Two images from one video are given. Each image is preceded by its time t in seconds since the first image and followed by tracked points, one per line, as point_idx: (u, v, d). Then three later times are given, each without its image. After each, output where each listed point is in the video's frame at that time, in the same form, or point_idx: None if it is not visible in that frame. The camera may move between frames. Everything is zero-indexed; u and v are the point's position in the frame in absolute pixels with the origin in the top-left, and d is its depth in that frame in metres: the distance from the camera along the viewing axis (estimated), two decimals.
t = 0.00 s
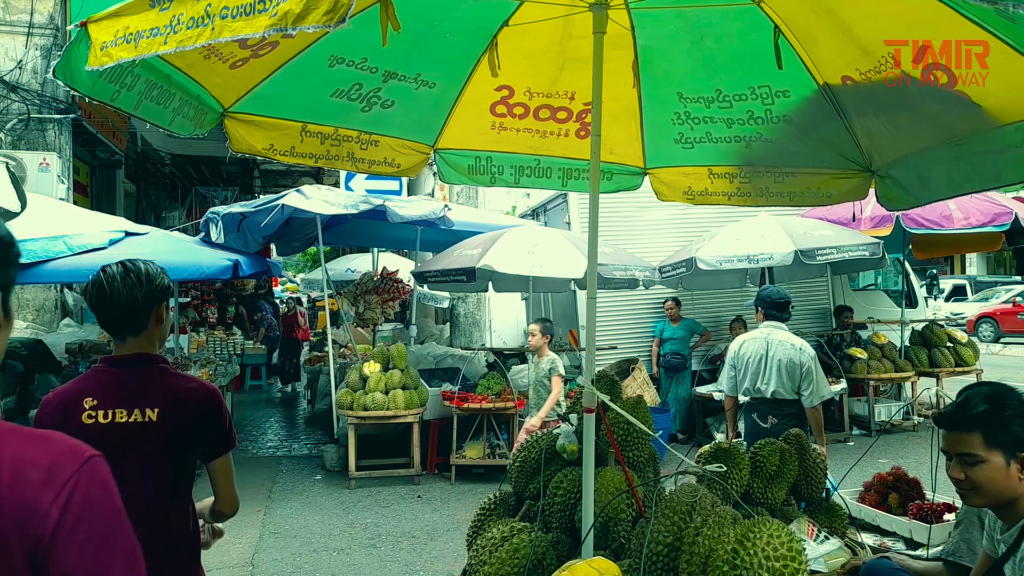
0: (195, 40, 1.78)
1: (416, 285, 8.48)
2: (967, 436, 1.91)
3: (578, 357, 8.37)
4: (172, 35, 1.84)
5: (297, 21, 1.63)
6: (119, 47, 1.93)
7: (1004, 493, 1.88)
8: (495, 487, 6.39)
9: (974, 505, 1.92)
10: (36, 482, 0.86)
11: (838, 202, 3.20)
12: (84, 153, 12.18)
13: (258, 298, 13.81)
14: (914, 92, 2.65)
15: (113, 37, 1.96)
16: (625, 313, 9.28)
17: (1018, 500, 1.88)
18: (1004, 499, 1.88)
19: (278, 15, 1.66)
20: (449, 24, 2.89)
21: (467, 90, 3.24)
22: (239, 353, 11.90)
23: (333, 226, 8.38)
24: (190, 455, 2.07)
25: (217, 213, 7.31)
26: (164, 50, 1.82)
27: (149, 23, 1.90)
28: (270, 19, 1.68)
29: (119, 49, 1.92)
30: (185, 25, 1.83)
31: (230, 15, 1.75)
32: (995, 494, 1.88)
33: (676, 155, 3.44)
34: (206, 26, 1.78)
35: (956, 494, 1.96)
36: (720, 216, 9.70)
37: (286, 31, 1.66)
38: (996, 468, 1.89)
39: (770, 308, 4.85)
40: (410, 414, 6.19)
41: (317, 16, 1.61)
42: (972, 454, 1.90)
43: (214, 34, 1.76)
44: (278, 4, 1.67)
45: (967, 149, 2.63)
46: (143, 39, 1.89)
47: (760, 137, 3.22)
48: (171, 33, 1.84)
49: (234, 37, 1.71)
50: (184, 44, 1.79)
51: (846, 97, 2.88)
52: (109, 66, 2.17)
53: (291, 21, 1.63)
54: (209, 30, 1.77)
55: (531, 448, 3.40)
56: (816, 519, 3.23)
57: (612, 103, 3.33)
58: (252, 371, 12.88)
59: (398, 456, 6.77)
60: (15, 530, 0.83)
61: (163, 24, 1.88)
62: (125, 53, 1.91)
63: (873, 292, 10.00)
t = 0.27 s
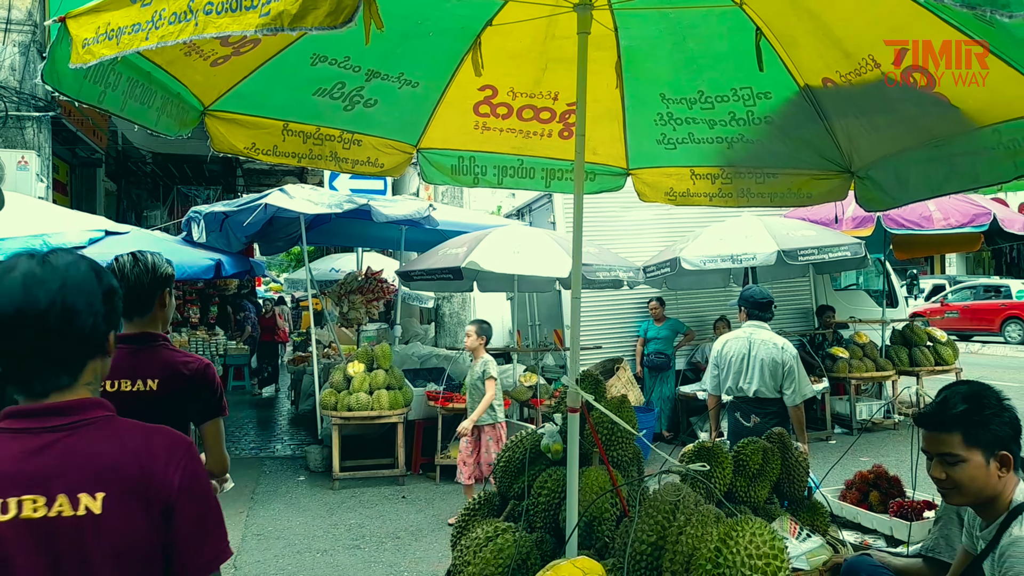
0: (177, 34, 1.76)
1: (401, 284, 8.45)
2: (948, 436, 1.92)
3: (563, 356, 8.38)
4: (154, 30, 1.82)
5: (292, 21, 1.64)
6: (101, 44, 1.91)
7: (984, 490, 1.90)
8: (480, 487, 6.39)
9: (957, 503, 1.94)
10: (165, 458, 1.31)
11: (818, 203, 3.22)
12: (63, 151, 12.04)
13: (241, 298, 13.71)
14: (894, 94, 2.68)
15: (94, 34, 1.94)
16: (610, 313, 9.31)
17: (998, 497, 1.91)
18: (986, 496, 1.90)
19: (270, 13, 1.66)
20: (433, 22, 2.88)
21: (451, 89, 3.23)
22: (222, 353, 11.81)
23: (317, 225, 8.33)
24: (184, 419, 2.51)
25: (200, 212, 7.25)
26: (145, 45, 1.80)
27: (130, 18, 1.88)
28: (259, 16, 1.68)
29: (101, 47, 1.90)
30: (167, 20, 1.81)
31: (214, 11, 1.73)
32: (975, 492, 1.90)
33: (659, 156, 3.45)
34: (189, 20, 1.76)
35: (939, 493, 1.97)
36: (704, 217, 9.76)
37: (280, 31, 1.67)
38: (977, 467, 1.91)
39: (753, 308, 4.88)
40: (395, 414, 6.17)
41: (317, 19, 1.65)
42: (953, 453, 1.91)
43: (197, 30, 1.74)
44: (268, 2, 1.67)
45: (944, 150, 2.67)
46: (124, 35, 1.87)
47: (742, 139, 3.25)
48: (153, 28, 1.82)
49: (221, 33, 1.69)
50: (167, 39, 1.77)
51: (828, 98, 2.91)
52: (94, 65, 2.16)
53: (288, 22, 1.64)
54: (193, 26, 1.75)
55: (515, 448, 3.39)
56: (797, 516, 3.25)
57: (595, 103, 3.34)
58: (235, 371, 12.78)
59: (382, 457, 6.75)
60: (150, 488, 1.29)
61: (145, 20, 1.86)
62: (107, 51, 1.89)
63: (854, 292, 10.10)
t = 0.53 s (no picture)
0: (172, 36, 1.77)
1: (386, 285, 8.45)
2: (921, 439, 1.90)
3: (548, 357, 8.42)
4: (145, 30, 1.83)
5: (291, 22, 1.63)
6: (88, 44, 1.92)
7: (959, 490, 1.91)
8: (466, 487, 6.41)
9: (933, 503, 1.94)
10: (215, 407, 1.74)
11: (797, 205, 3.26)
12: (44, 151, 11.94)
13: (225, 298, 13.64)
14: (874, 97, 2.73)
15: (79, 33, 1.94)
16: (595, 314, 9.36)
17: (973, 496, 1.91)
18: (961, 496, 1.91)
19: (266, 15, 1.66)
20: (418, 24, 2.91)
21: (435, 89, 3.25)
22: (206, 354, 11.76)
23: (302, 225, 8.31)
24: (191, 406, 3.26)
25: (184, 212, 7.22)
26: (138, 47, 1.81)
27: (118, 17, 1.88)
28: (255, 18, 1.68)
29: (91, 47, 1.91)
30: (158, 20, 1.81)
31: (208, 12, 1.73)
32: (951, 492, 1.91)
33: (641, 158, 3.49)
34: (182, 21, 1.76)
35: (914, 493, 1.98)
36: (687, 218, 9.84)
37: (279, 33, 1.66)
38: (950, 466, 1.91)
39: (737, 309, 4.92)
40: (380, 414, 6.18)
41: (317, 19, 1.62)
42: (926, 454, 1.90)
43: (192, 30, 1.74)
44: None
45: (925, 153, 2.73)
46: (114, 35, 1.88)
47: (725, 140, 3.29)
48: (144, 29, 1.83)
49: (217, 35, 1.69)
50: (161, 41, 1.78)
51: (809, 101, 2.96)
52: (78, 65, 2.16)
53: (287, 24, 1.63)
54: (187, 27, 1.75)
55: (500, 448, 3.40)
56: (780, 514, 3.26)
57: (578, 105, 3.37)
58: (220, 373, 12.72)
59: (368, 457, 6.76)
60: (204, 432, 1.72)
61: (133, 19, 1.86)
62: (97, 51, 1.89)
63: (836, 292, 10.22)
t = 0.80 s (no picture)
0: (158, 32, 1.72)
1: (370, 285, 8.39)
2: (899, 440, 1.90)
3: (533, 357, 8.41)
4: (128, 25, 1.77)
5: (286, 19, 1.59)
6: (67, 39, 1.84)
7: (939, 490, 1.90)
8: (450, 488, 6.39)
9: (913, 503, 1.93)
10: (219, 400, 2.15)
11: (781, 206, 3.26)
12: (20, 148, 11.75)
13: (207, 298, 13.50)
14: (856, 98, 2.71)
15: (57, 28, 1.87)
16: (580, 313, 9.36)
17: (952, 495, 1.91)
18: (940, 496, 1.90)
19: (261, 13, 1.62)
20: (404, 21, 2.88)
21: (419, 88, 3.21)
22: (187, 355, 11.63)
23: (284, 224, 8.22)
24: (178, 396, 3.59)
25: (163, 211, 7.14)
26: (122, 42, 1.76)
27: (98, 11, 1.81)
28: (249, 14, 1.64)
29: (71, 42, 1.84)
30: (142, 15, 1.76)
31: (196, 7, 1.69)
32: (931, 492, 1.90)
33: (626, 158, 3.48)
34: (169, 16, 1.71)
35: (895, 494, 1.97)
36: (672, 218, 9.86)
37: (272, 30, 1.63)
38: (929, 467, 1.90)
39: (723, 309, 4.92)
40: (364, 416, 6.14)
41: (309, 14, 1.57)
42: (906, 456, 1.89)
43: (179, 27, 1.69)
44: None
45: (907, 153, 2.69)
46: (94, 30, 1.81)
47: (709, 141, 3.29)
48: (127, 24, 1.77)
49: (208, 31, 1.65)
50: (147, 37, 1.73)
51: (793, 101, 2.95)
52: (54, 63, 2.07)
53: (286, 19, 1.59)
54: (174, 22, 1.70)
55: (484, 449, 3.36)
56: (765, 514, 3.24)
57: (563, 105, 3.35)
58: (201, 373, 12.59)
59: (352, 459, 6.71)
60: (208, 422, 2.12)
61: (116, 14, 1.79)
62: (77, 47, 1.82)
63: (820, 292, 10.29)
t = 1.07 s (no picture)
0: (148, 31, 1.69)
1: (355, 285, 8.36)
2: (886, 437, 1.91)
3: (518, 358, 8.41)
4: (116, 24, 1.73)
5: (282, 17, 1.59)
6: (51, 38, 1.78)
7: (924, 488, 1.92)
8: (435, 489, 6.38)
9: (897, 500, 1.96)
10: (212, 374, 2.41)
11: (764, 207, 3.28)
12: None
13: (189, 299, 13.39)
14: (838, 100, 2.71)
15: (38, 26, 1.80)
16: (565, 314, 9.37)
17: (936, 493, 1.93)
18: (923, 493, 1.92)
19: (254, 12, 1.62)
20: (387, 21, 2.87)
21: (403, 88, 3.20)
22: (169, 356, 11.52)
23: (267, 224, 8.17)
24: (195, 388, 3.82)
25: (144, 210, 7.07)
26: (111, 41, 1.72)
27: (83, 10, 1.77)
28: (242, 13, 1.63)
29: (55, 41, 1.78)
30: (129, 14, 1.72)
31: (186, 6, 1.67)
32: (916, 490, 1.92)
33: (610, 159, 3.49)
34: (157, 15, 1.69)
35: (880, 491, 1.99)
36: (656, 219, 9.90)
37: (267, 29, 1.63)
38: (915, 465, 1.92)
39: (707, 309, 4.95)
40: (348, 416, 6.11)
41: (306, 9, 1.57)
42: (892, 453, 1.91)
43: (171, 26, 1.67)
44: None
45: (887, 154, 2.69)
46: (80, 29, 1.76)
47: (693, 142, 3.31)
48: (115, 23, 1.73)
49: (200, 30, 1.64)
50: (137, 37, 1.70)
51: (776, 104, 2.97)
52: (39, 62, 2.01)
53: (278, 19, 1.59)
54: (166, 21, 1.68)
55: (469, 450, 3.35)
56: (748, 514, 3.25)
57: (547, 106, 3.36)
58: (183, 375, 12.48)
59: (336, 460, 6.68)
60: (201, 393, 2.39)
61: (103, 12, 1.75)
62: (63, 47, 1.77)
63: (802, 292, 10.38)
